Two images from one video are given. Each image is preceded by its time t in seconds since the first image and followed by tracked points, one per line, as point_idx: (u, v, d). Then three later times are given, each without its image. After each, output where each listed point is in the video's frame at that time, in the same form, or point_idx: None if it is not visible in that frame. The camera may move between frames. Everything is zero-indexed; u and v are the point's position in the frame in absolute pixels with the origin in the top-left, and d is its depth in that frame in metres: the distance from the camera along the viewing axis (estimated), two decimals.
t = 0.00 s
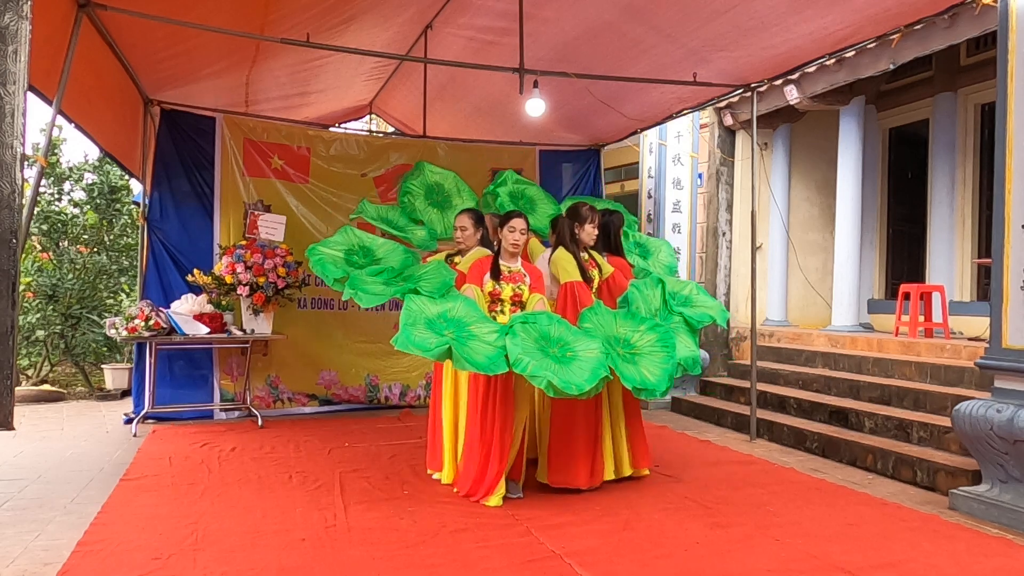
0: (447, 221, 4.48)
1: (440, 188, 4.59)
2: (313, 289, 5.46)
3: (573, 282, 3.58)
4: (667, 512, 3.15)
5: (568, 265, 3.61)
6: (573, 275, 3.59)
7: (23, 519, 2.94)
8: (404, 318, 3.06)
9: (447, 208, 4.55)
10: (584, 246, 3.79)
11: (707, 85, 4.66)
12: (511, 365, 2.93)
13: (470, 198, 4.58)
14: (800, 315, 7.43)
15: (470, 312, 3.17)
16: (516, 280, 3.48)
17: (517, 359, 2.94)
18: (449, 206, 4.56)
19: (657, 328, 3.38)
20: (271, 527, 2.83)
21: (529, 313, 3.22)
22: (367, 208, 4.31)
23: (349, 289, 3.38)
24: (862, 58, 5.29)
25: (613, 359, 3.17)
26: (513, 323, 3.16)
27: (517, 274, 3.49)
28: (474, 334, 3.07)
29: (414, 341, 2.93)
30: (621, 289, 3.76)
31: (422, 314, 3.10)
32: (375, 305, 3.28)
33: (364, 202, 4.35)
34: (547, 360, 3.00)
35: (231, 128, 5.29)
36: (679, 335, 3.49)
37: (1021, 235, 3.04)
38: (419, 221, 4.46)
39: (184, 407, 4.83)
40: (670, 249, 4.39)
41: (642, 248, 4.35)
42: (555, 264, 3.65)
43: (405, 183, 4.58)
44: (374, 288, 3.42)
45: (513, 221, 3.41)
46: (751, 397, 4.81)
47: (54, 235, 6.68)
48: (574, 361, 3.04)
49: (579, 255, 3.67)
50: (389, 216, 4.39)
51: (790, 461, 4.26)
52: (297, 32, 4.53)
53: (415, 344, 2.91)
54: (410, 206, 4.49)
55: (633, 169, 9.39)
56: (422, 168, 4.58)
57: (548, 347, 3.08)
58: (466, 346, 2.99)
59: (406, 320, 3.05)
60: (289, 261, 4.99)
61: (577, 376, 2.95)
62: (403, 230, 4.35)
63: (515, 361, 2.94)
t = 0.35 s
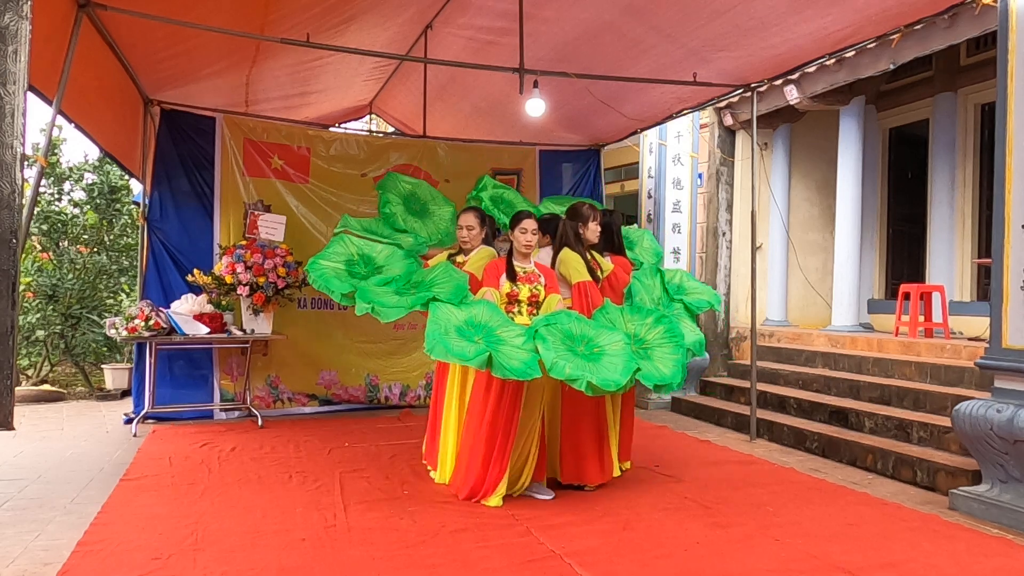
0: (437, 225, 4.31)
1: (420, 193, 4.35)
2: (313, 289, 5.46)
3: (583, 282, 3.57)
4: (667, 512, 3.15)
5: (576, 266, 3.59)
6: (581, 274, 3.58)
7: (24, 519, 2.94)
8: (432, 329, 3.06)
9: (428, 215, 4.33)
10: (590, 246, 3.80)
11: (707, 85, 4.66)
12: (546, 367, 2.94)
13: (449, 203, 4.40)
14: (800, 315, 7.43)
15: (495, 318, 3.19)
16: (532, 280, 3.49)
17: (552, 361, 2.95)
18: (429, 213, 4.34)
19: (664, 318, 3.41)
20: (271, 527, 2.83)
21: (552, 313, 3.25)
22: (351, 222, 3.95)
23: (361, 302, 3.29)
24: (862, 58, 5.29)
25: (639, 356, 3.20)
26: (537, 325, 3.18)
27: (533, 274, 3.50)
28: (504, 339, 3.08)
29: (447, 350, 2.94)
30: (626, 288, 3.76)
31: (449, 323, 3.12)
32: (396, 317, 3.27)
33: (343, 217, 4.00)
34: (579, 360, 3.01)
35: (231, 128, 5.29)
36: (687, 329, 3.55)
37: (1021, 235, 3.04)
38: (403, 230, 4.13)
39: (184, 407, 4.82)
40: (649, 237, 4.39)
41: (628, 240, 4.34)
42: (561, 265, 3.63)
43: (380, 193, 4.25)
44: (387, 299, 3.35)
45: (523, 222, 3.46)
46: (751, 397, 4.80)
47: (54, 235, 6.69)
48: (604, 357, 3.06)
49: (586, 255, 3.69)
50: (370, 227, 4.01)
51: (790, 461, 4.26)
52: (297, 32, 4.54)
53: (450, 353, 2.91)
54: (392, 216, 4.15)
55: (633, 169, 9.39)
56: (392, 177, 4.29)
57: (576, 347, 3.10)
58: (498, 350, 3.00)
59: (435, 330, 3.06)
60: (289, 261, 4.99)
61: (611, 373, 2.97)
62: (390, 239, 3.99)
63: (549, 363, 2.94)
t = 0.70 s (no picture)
0: (421, 226, 4.26)
1: (398, 199, 4.29)
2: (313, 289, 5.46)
3: (591, 282, 3.62)
4: (667, 512, 3.15)
5: (582, 267, 3.63)
6: (587, 274, 3.62)
7: (23, 519, 2.94)
8: (468, 342, 3.01)
9: (408, 218, 4.27)
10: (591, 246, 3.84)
11: (707, 85, 4.66)
12: (585, 371, 2.97)
13: (427, 204, 4.35)
14: (800, 315, 7.43)
15: (523, 323, 3.18)
16: (548, 279, 3.50)
17: (590, 364, 2.99)
18: (408, 216, 4.27)
19: (669, 306, 3.49)
20: (271, 527, 2.83)
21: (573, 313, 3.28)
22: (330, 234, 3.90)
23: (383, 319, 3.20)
24: (862, 58, 5.29)
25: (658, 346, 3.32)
26: (562, 328, 3.20)
27: (548, 274, 3.51)
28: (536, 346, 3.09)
29: (492, 363, 2.90)
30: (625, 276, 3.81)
31: (482, 333, 3.08)
32: (429, 335, 3.14)
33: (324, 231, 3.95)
34: (609, 359, 3.08)
35: (231, 128, 5.29)
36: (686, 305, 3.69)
37: (1021, 235, 3.04)
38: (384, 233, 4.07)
39: (184, 407, 4.83)
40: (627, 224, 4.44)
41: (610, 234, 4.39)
42: (567, 266, 3.67)
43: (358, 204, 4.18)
44: (409, 314, 3.29)
45: (536, 223, 3.42)
46: (751, 397, 4.80)
47: (54, 235, 6.69)
48: (630, 353, 3.15)
49: (590, 255, 3.71)
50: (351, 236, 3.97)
51: (790, 461, 4.26)
52: (297, 32, 4.54)
53: (496, 366, 2.88)
54: (371, 223, 4.06)
55: (633, 169, 9.39)
56: (365, 185, 4.21)
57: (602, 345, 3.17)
58: (536, 357, 3.00)
59: (472, 343, 3.00)
60: (289, 262, 4.99)
61: (642, 368, 3.06)
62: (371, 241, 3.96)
63: (587, 366, 2.98)
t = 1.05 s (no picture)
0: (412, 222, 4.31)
1: (382, 198, 4.33)
2: (313, 289, 5.46)
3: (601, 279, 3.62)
4: (667, 512, 3.15)
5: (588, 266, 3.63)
6: (599, 270, 3.63)
7: (24, 519, 2.94)
8: (502, 349, 2.94)
9: (395, 215, 4.31)
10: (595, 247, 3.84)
11: (707, 85, 4.66)
12: (622, 364, 3.02)
13: (410, 198, 4.39)
14: (800, 315, 7.43)
15: (542, 326, 3.15)
16: (553, 279, 3.52)
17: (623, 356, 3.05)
18: (395, 214, 4.31)
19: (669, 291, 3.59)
20: (271, 527, 2.83)
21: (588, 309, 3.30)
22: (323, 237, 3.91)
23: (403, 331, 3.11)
24: (862, 58, 5.29)
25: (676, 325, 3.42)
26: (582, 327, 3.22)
27: (552, 274, 3.54)
28: (564, 348, 3.08)
29: (536, 369, 2.87)
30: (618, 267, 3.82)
31: (514, 338, 3.03)
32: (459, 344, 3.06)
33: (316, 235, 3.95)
34: (637, 349, 3.15)
35: (231, 128, 5.29)
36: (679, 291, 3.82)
37: (1021, 235, 3.04)
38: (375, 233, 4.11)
39: (185, 407, 4.82)
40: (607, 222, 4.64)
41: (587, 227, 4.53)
42: (575, 266, 3.67)
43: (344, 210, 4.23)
44: (429, 323, 3.18)
45: (540, 224, 3.41)
46: (751, 397, 4.80)
47: (54, 235, 6.69)
48: (653, 339, 3.24)
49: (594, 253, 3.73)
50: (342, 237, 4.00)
51: (790, 461, 4.25)
52: (297, 32, 4.54)
53: (541, 371, 2.86)
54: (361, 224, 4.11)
55: (633, 169, 9.39)
56: (347, 187, 4.25)
57: (626, 335, 3.23)
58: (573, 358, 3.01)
59: (508, 350, 2.93)
60: (289, 261, 4.99)
61: (668, 353, 3.16)
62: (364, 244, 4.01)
63: (623, 359, 3.03)
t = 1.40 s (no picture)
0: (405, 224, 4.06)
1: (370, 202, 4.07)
2: (313, 289, 5.47)
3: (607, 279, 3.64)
4: (666, 511, 3.15)
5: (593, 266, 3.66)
6: (604, 269, 3.67)
7: (24, 519, 2.94)
8: (544, 349, 2.91)
9: (386, 217, 4.06)
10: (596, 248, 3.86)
11: (707, 85, 4.66)
12: (657, 344, 3.07)
13: (398, 198, 4.15)
14: (800, 315, 7.43)
15: (567, 323, 3.14)
16: (564, 279, 3.51)
17: (655, 337, 3.10)
18: (386, 216, 4.06)
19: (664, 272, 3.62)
20: (270, 527, 2.83)
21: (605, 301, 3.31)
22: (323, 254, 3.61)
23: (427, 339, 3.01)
24: (861, 58, 5.29)
25: (685, 295, 3.54)
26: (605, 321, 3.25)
27: (563, 274, 3.52)
28: (597, 341, 3.11)
29: (588, 363, 2.93)
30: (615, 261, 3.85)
31: (554, 337, 3.03)
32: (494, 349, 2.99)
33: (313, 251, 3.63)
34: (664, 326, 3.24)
35: (231, 128, 5.29)
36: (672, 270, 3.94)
37: (1021, 235, 3.04)
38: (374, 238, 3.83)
39: (185, 407, 4.83)
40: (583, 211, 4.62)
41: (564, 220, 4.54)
42: (582, 267, 3.69)
43: (337, 219, 3.95)
44: (451, 329, 3.09)
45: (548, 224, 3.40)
46: (751, 397, 4.80)
47: (54, 235, 6.68)
48: (674, 313, 3.34)
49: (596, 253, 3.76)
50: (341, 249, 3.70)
51: (790, 461, 4.25)
52: (297, 32, 4.54)
53: (596, 363, 2.94)
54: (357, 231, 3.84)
55: (633, 169, 9.39)
56: (335, 197, 4.01)
57: (648, 317, 3.30)
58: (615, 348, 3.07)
59: (552, 351, 2.92)
60: (289, 261, 4.98)
61: (693, 324, 3.28)
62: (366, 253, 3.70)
63: (657, 339, 3.08)
